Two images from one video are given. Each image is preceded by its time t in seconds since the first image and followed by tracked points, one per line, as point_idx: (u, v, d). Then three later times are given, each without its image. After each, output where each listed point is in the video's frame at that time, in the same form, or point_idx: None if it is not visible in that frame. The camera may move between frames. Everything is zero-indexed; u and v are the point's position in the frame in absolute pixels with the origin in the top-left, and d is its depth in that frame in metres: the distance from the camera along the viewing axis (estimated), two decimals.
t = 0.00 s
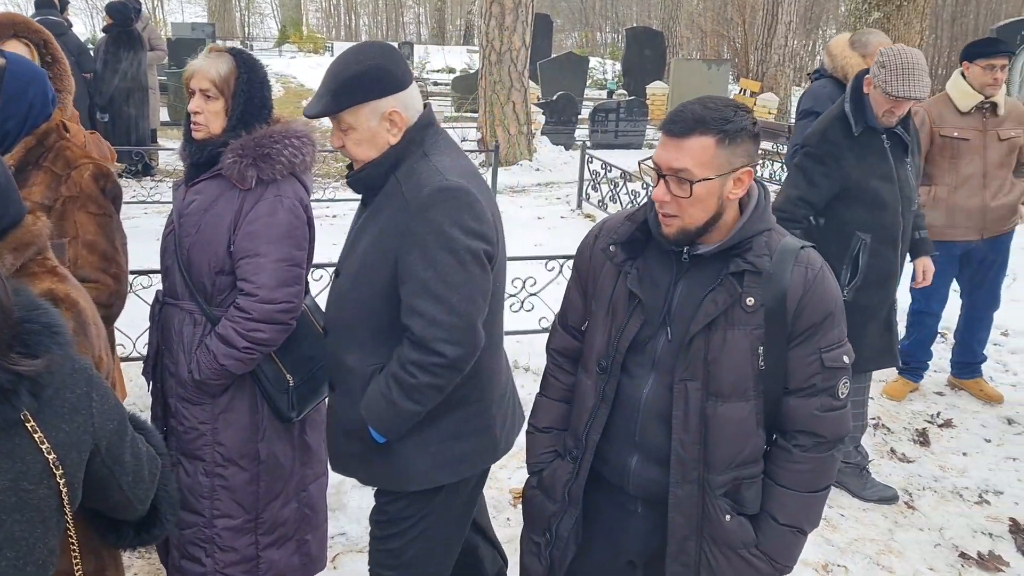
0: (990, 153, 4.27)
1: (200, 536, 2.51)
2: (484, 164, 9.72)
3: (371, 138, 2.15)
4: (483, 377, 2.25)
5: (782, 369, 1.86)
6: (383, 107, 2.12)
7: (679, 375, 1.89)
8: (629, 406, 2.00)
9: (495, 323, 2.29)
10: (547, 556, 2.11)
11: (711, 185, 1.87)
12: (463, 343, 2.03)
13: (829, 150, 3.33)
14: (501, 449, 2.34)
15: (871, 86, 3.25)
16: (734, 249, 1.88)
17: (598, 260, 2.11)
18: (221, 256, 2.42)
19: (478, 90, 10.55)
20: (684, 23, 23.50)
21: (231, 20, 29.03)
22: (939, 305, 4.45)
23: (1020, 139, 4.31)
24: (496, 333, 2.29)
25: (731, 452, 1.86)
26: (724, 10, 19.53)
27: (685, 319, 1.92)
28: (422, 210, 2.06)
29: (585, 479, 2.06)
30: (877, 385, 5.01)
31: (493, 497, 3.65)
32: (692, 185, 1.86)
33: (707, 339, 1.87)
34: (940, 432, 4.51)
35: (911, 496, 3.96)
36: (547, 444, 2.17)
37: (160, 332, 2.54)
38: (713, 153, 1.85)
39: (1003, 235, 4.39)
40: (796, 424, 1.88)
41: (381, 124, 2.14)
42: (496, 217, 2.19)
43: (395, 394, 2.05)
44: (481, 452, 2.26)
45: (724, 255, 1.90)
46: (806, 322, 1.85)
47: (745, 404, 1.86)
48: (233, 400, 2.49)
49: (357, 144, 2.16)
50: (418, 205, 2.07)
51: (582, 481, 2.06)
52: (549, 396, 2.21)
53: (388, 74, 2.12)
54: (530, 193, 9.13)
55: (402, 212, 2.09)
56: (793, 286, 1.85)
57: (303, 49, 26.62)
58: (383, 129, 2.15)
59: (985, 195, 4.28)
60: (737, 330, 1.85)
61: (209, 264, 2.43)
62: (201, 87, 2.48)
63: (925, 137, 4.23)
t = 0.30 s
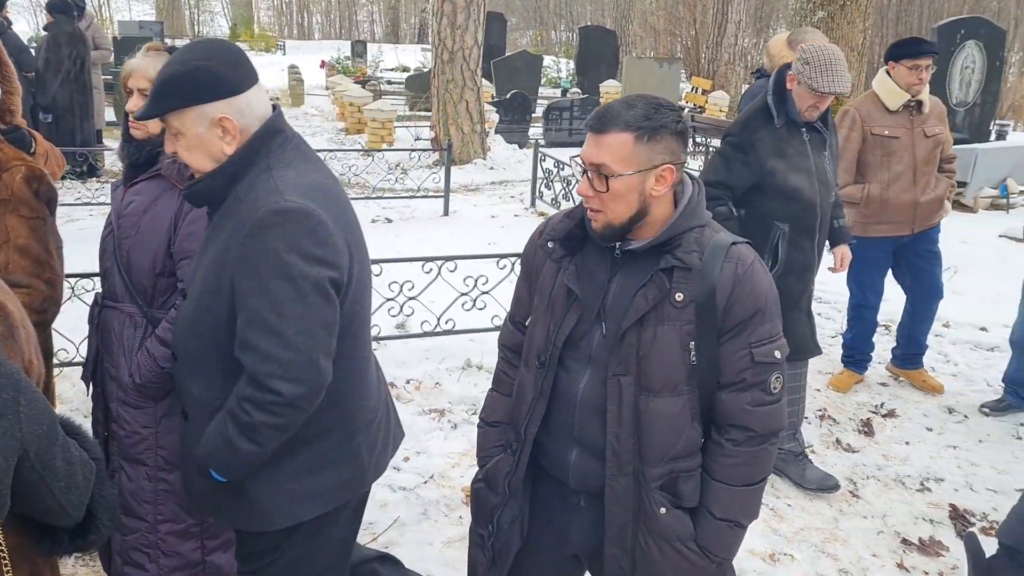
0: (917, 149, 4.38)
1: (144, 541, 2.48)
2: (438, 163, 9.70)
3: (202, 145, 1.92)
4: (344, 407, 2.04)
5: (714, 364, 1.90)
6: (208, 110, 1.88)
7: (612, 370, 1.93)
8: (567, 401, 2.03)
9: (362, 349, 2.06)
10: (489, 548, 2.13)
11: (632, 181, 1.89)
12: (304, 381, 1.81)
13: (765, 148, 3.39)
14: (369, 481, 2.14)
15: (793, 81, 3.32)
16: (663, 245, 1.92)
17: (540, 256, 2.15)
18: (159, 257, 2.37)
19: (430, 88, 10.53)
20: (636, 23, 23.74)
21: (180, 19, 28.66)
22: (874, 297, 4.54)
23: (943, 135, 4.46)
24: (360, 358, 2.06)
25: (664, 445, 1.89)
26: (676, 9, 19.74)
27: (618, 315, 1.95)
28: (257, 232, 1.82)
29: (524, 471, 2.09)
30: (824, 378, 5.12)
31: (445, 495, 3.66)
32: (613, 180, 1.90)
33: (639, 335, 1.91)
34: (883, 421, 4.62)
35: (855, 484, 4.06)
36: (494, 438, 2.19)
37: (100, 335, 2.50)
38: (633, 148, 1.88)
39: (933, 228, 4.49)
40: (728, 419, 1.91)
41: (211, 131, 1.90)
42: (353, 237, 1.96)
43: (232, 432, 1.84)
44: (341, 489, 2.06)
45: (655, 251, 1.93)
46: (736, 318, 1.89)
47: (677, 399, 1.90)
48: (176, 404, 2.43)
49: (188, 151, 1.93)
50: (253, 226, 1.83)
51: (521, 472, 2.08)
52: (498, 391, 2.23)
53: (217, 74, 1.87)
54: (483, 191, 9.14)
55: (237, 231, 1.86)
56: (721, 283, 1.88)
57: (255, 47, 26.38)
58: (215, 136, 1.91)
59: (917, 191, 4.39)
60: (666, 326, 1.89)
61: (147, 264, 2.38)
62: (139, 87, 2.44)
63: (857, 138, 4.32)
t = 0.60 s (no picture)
0: (860, 145, 4.47)
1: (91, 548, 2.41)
2: (394, 162, 9.66)
3: (42, 142, 1.87)
4: (211, 408, 1.95)
5: (654, 361, 1.93)
6: (42, 106, 1.82)
7: (553, 367, 1.95)
8: (511, 398, 2.06)
9: (229, 345, 1.98)
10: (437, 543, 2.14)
11: (568, 178, 1.92)
12: (136, 383, 1.74)
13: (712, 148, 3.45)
14: (253, 484, 2.07)
15: (739, 74, 3.39)
16: (602, 243, 1.95)
17: (485, 256, 2.17)
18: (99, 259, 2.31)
19: (386, 87, 10.48)
20: (593, 23, 23.85)
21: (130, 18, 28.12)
22: (823, 291, 4.63)
23: (883, 130, 4.56)
24: (230, 354, 1.98)
25: (604, 440, 1.92)
26: (632, 8, 19.86)
27: (559, 312, 1.97)
28: (78, 230, 1.74)
29: (468, 466, 2.10)
30: (776, 372, 5.20)
31: (400, 495, 3.66)
32: (549, 177, 1.92)
33: (578, 332, 1.93)
34: (833, 413, 4.71)
35: (806, 476, 4.13)
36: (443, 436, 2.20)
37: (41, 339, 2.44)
38: (569, 145, 1.91)
39: (877, 222, 4.58)
40: (669, 415, 1.94)
41: (49, 128, 1.85)
42: (195, 228, 1.88)
43: (76, 440, 1.79)
44: (221, 493, 1.99)
45: (594, 249, 1.96)
46: (673, 315, 1.93)
47: (617, 395, 1.93)
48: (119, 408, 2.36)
49: (30, 150, 1.88)
50: (74, 225, 1.75)
51: (465, 468, 2.10)
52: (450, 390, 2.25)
53: (52, 73, 1.81)
54: (440, 190, 9.13)
55: (64, 233, 1.78)
56: (658, 280, 1.91)
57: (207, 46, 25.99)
58: (53, 134, 1.85)
59: (862, 186, 4.47)
60: (605, 323, 1.92)
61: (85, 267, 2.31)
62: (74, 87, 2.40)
63: (801, 137, 4.44)
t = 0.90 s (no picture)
0: (822, 144, 4.52)
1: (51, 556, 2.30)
2: (363, 163, 9.62)
3: None
4: (30, 417, 1.60)
5: (617, 358, 1.95)
6: None
7: (514, 365, 1.96)
8: (474, 397, 2.06)
9: (65, 344, 1.64)
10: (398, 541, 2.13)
11: (532, 179, 1.93)
12: None
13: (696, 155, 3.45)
14: (82, 501, 1.69)
15: (724, 75, 3.54)
16: (566, 240, 1.96)
17: (447, 255, 2.18)
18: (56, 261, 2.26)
19: (353, 88, 10.44)
20: (561, 23, 23.92)
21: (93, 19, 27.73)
22: (786, 284, 4.72)
23: (845, 127, 4.61)
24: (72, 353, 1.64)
25: (566, 437, 1.94)
26: (600, 8, 19.93)
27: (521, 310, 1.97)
28: None
29: (438, 470, 2.09)
30: (743, 368, 5.25)
31: (369, 497, 3.64)
32: (514, 180, 1.92)
33: (540, 329, 1.94)
34: (799, 409, 4.77)
35: (772, 471, 4.18)
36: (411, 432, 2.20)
37: None
38: (531, 147, 1.91)
39: (841, 219, 4.64)
40: (632, 411, 1.96)
41: None
42: (23, 215, 1.58)
43: None
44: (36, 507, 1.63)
45: (558, 248, 1.97)
46: (634, 313, 1.95)
47: (577, 392, 1.95)
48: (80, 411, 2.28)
49: None
50: None
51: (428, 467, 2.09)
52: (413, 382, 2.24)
53: None
54: (409, 190, 9.11)
55: None
56: (620, 277, 1.93)
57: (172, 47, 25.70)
58: None
59: (825, 183, 4.52)
60: (567, 321, 1.94)
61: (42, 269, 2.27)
62: (29, 87, 2.37)
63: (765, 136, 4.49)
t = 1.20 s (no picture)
0: (786, 143, 4.57)
1: (14, 564, 2.27)
2: (333, 164, 9.57)
3: None
4: None
5: (588, 351, 1.96)
6: None
7: (488, 365, 1.95)
8: (440, 397, 2.04)
9: None
10: (370, 539, 2.11)
11: (522, 179, 1.94)
12: None
13: (681, 164, 3.49)
14: None
15: (694, 75, 3.57)
16: (531, 239, 1.97)
17: (407, 252, 2.16)
18: (22, 263, 2.22)
19: (324, 88, 10.38)
20: (532, 23, 23.96)
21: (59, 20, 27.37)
22: (752, 281, 4.76)
23: (810, 126, 4.66)
24: None
25: (543, 434, 1.94)
26: (570, 8, 19.97)
27: (491, 310, 1.97)
28: None
29: (405, 467, 2.09)
30: (713, 366, 5.29)
31: (339, 500, 3.62)
32: (507, 180, 1.92)
33: (512, 328, 1.94)
34: (769, 405, 4.81)
35: (742, 467, 4.21)
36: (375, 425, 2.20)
37: None
38: (520, 147, 1.92)
39: (805, 217, 4.70)
40: (607, 404, 1.97)
41: None
42: None
43: None
44: None
45: (526, 246, 1.98)
46: (605, 306, 1.96)
47: (552, 388, 1.95)
48: (45, 414, 2.24)
49: None
50: None
51: (401, 466, 2.09)
52: (352, 329, 2.25)
53: None
54: (380, 191, 9.07)
55: None
56: (590, 271, 1.95)
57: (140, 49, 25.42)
58: None
59: (788, 182, 4.58)
60: (539, 318, 1.94)
61: (5, 272, 2.22)
62: None
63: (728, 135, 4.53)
